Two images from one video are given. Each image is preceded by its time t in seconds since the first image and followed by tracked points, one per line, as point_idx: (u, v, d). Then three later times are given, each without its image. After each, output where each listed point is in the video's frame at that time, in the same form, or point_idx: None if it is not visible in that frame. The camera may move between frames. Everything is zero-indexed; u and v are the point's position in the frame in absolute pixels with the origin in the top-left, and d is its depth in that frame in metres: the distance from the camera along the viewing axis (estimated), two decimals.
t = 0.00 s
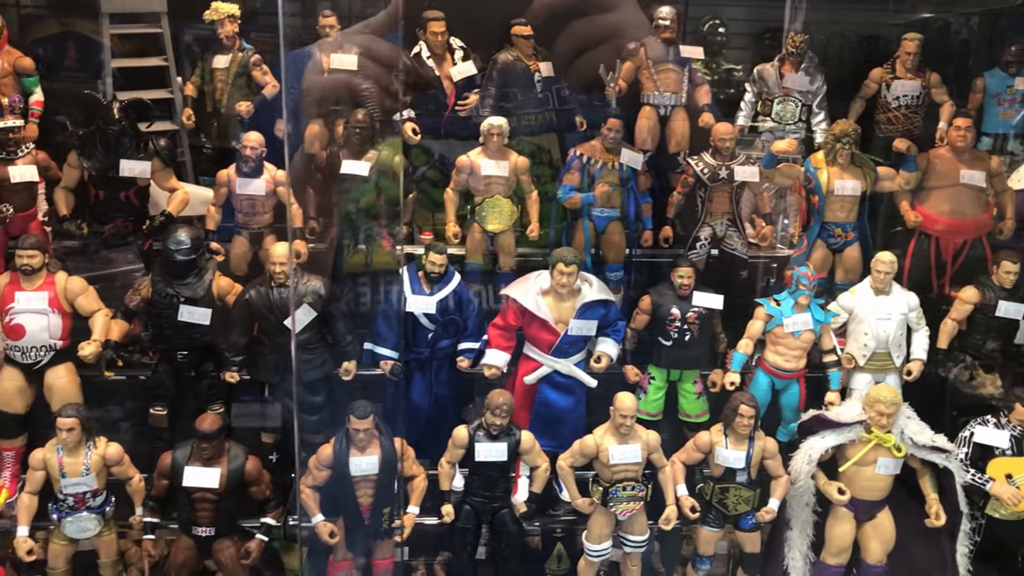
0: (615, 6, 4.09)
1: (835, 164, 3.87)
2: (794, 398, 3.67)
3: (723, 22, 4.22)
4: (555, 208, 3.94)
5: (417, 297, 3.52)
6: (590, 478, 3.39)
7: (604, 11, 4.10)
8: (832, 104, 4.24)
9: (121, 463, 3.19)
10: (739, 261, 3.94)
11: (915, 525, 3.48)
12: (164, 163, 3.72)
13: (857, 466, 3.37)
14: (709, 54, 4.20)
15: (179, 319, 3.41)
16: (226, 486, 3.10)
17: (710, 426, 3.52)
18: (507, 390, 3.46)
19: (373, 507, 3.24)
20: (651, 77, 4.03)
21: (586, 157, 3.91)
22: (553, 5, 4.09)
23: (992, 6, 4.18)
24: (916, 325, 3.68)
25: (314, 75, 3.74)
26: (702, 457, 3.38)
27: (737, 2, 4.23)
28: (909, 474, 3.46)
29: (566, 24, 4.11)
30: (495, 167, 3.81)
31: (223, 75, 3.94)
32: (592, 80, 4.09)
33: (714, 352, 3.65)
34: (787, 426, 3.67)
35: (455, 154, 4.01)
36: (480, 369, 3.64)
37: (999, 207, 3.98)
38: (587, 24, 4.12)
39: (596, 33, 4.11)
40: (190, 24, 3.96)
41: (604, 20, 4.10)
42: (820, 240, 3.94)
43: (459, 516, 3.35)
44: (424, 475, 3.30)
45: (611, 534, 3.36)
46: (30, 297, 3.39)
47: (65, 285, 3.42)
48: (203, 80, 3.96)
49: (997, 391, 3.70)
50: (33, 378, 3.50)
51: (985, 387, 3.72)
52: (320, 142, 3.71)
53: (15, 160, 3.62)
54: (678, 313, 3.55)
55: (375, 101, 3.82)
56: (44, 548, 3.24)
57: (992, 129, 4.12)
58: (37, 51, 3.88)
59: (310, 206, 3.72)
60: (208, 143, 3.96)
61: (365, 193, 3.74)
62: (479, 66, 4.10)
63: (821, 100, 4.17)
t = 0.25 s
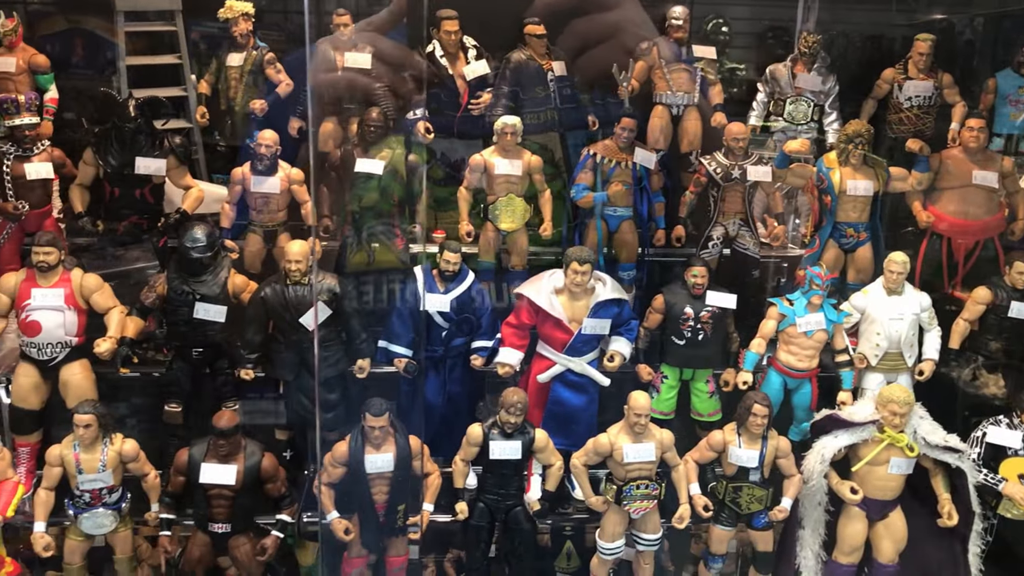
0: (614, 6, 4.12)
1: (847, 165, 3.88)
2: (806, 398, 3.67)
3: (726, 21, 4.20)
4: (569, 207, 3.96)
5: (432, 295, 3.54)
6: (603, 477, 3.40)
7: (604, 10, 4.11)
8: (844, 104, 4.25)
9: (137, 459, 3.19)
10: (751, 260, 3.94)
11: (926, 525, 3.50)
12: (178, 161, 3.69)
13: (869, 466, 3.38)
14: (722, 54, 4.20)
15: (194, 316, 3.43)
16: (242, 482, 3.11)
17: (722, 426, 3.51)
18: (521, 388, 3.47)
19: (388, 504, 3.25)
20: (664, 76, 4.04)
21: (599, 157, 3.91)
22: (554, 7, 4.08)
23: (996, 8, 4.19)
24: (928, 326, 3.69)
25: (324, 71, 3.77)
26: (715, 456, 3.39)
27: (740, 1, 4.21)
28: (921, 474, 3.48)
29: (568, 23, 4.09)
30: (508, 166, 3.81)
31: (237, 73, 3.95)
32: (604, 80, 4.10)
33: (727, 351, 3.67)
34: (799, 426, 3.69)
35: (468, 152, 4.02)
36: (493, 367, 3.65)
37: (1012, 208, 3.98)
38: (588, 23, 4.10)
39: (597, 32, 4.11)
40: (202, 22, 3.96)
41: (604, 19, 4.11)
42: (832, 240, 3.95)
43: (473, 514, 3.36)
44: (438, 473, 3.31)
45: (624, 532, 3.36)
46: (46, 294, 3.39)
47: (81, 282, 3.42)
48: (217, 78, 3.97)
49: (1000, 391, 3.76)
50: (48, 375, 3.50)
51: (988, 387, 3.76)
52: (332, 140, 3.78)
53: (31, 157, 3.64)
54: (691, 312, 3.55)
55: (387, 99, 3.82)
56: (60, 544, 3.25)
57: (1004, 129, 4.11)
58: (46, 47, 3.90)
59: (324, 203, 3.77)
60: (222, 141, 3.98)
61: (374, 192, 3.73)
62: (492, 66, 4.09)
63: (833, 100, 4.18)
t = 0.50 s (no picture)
0: (615, 3, 4.10)
1: (859, 164, 3.87)
2: (818, 397, 3.67)
3: (729, 20, 4.19)
4: (581, 205, 3.96)
5: (445, 293, 3.54)
6: (614, 475, 3.37)
7: (606, 9, 4.09)
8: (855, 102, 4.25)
9: (149, 457, 3.19)
10: (762, 259, 3.93)
11: (938, 524, 3.49)
12: (190, 158, 3.72)
13: (882, 465, 3.38)
14: (733, 53, 4.20)
15: (205, 313, 3.44)
16: (255, 480, 3.11)
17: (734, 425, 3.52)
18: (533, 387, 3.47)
19: (400, 502, 3.25)
20: (676, 74, 4.04)
21: (612, 155, 3.94)
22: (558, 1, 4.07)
23: (1002, 8, 4.09)
24: (941, 325, 3.68)
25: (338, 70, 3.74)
26: (727, 455, 3.39)
27: None
28: (933, 474, 3.47)
29: (570, 21, 4.09)
30: (520, 164, 3.80)
31: (247, 70, 3.96)
32: (615, 78, 4.09)
33: (739, 350, 3.66)
34: (812, 425, 3.69)
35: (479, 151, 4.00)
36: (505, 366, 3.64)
37: None
38: (589, 21, 4.09)
39: (599, 30, 4.10)
40: (209, 19, 4.01)
41: (605, 17, 4.09)
42: (843, 239, 3.94)
43: (485, 512, 3.36)
44: (450, 471, 3.34)
45: (637, 531, 3.37)
46: (58, 292, 3.39)
47: (93, 280, 3.41)
48: (228, 75, 3.99)
49: (1003, 391, 3.76)
50: (60, 372, 3.50)
51: (991, 387, 3.77)
52: (343, 138, 3.64)
53: (42, 154, 3.64)
54: (704, 311, 3.55)
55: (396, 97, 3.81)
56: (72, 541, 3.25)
57: (1012, 128, 4.11)
58: (54, 44, 3.87)
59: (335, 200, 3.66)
60: (233, 138, 3.99)
61: (396, 190, 3.62)
62: (503, 64, 4.09)
63: (845, 99, 4.17)
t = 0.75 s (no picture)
0: (617, 3, 4.07)
1: (875, 165, 3.86)
2: (834, 397, 3.67)
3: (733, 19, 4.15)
4: (596, 205, 3.96)
5: (461, 294, 3.53)
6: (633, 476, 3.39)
7: (609, 9, 4.06)
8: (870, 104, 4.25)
9: (168, 457, 3.20)
10: (777, 260, 3.93)
11: (954, 525, 3.50)
12: (207, 159, 3.73)
13: (899, 466, 3.38)
14: (747, 54, 4.20)
15: (223, 313, 3.44)
16: (275, 479, 3.12)
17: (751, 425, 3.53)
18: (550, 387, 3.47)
19: (419, 502, 3.26)
20: (690, 76, 4.02)
21: (627, 156, 3.93)
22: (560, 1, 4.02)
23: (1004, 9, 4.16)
24: (956, 326, 3.69)
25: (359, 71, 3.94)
26: (745, 456, 3.39)
27: None
28: (949, 475, 3.48)
29: (576, 19, 4.03)
30: (536, 165, 3.82)
31: (264, 71, 3.94)
32: (630, 79, 4.08)
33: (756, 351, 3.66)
34: (828, 425, 3.70)
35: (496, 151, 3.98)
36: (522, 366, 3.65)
37: None
38: (592, 21, 4.05)
39: (602, 30, 4.07)
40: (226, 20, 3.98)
41: (609, 16, 4.06)
42: (859, 240, 3.94)
43: (502, 513, 3.37)
44: (468, 472, 3.31)
45: (654, 531, 3.38)
46: (76, 291, 3.39)
47: (111, 280, 3.41)
48: (244, 76, 3.97)
49: (1008, 392, 3.77)
50: (78, 371, 3.51)
51: (996, 388, 3.78)
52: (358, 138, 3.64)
53: (60, 154, 3.64)
54: (721, 312, 3.55)
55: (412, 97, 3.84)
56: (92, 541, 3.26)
57: None
58: (74, 45, 3.91)
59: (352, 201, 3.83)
60: (249, 138, 3.97)
61: (403, 193, 3.71)
62: (518, 64, 4.11)
63: (859, 100, 4.18)
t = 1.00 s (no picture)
0: (621, 3, 4.04)
1: (893, 165, 3.85)
2: (852, 398, 3.67)
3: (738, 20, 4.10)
4: (615, 206, 3.96)
5: (480, 294, 3.55)
6: (654, 477, 3.37)
7: (612, 9, 4.04)
8: (888, 104, 4.20)
9: (188, 457, 3.19)
10: (795, 261, 3.93)
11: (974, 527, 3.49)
12: (226, 159, 3.74)
13: (919, 468, 3.38)
14: (763, 54, 4.18)
15: (244, 313, 3.46)
16: (297, 479, 3.12)
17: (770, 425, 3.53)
18: (570, 387, 3.47)
19: (439, 502, 3.26)
20: (707, 75, 4.04)
21: (646, 156, 3.94)
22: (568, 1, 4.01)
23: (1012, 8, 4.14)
24: (975, 327, 3.69)
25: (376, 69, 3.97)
26: (765, 457, 3.38)
27: None
28: (970, 476, 3.47)
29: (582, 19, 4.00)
30: (554, 165, 3.79)
31: (281, 71, 3.93)
32: (647, 79, 4.05)
33: (775, 351, 3.65)
34: (847, 425, 3.69)
35: (513, 151, 3.94)
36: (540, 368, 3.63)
37: None
38: (599, 21, 4.02)
39: (609, 28, 4.03)
40: (244, 20, 3.98)
41: (612, 16, 4.03)
42: (877, 241, 3.93)
43: (522, 513, 3.36)
44: (488, 472, 3.31)
45: (673, 533, 3.37)
46: (96, 291, 3.38)
47: (130, 280, 3.41)
48: (261, 75, 3.95)
49: (1014, 392, 3.80)
50: (97, 371, 3.50)
51: (1003, 388, 3.80)
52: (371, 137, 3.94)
53: (80, 154, 3.64)
54: (740, 313, 3.56)
55: (430, 97, 3.89)
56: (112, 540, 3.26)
57: None
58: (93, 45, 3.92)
59: (370, 201, 3.86)
60: (265, 138, 3.94)
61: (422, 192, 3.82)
62: (536, 65, 4.04)
63: (876, 100, 4.16)
